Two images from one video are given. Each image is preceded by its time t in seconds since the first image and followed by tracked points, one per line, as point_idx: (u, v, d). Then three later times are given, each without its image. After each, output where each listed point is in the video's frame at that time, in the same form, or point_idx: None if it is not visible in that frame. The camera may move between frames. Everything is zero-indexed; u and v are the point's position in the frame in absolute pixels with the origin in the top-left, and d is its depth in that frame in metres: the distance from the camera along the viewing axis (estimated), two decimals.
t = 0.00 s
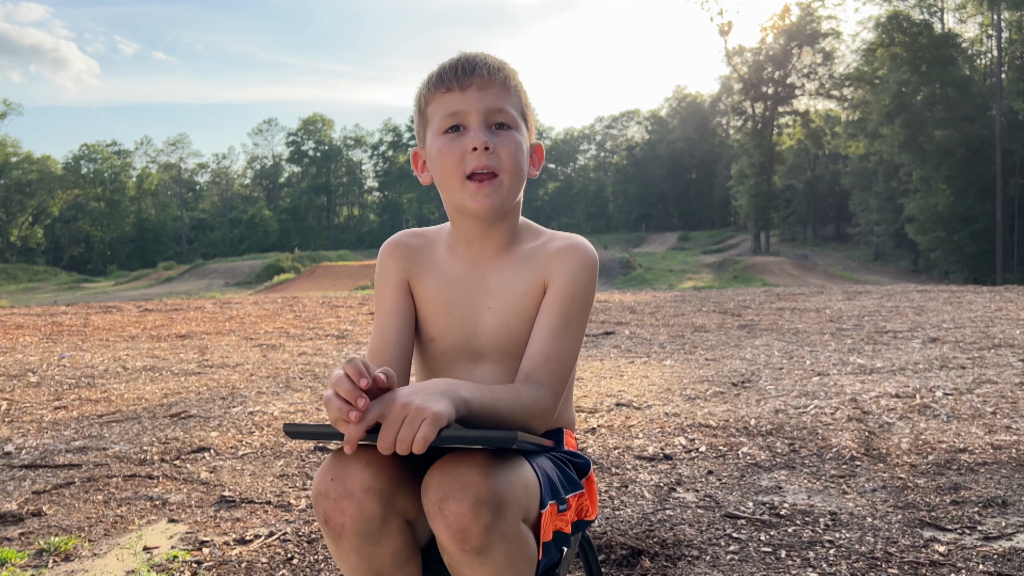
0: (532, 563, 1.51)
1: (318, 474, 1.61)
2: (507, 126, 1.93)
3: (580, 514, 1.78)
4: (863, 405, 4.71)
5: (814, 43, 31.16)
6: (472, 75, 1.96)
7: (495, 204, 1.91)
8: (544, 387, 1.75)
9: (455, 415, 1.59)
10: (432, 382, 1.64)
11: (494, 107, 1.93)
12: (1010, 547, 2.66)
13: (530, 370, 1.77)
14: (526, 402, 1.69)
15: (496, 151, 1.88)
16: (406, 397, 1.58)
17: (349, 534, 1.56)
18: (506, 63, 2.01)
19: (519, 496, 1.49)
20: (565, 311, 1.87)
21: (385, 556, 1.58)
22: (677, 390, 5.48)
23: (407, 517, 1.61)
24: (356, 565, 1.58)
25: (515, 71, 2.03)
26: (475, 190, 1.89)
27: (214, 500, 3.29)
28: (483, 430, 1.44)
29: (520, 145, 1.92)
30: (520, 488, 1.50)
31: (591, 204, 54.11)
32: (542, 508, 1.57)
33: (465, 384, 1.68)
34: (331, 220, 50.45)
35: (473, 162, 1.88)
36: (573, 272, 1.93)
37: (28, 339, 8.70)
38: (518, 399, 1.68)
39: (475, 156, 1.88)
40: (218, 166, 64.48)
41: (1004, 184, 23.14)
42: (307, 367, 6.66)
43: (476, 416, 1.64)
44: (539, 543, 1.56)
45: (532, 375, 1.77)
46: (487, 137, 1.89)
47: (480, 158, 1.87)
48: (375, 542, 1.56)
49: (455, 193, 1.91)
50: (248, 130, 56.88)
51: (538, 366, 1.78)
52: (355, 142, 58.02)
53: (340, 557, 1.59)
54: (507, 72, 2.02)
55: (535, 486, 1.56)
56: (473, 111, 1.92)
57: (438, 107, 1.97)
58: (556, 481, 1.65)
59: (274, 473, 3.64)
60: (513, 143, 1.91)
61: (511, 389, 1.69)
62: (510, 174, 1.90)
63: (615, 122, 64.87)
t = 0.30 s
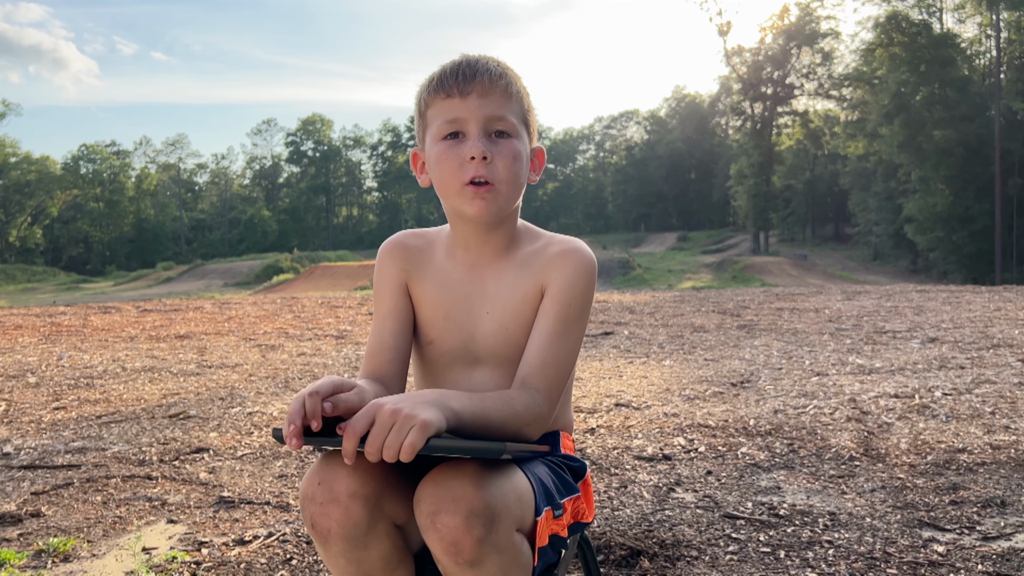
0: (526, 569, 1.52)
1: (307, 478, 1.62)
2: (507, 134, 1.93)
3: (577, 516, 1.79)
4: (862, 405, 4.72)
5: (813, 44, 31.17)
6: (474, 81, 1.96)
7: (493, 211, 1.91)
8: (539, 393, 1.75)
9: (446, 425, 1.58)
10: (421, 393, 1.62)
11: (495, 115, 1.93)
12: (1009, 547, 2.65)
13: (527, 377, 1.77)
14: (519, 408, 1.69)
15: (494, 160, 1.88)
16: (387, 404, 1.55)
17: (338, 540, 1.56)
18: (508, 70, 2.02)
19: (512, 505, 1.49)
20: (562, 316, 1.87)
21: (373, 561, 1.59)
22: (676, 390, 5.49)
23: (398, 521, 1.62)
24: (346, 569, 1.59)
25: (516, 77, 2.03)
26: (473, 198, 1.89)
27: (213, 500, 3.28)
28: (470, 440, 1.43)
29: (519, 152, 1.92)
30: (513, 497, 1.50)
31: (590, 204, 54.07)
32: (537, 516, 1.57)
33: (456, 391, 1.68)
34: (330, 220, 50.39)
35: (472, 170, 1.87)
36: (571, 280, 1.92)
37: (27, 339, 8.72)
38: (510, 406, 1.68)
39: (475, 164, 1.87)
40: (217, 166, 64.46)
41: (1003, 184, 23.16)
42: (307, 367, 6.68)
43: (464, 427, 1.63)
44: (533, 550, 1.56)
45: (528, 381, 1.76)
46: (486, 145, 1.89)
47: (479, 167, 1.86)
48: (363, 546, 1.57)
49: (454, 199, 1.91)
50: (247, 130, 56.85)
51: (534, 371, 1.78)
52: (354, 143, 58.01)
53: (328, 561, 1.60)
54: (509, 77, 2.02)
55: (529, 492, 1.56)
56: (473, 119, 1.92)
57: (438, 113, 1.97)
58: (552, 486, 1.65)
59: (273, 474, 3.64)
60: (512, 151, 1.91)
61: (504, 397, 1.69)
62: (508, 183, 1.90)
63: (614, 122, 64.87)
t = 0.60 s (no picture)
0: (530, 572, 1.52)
1: (306, 482, 1.62)
2: (506, 132, 1.93)
3: (577, 516, 1.79)
4: (861, 404, 4.72)
5: (811, 44, 31.18)
6: (472, 78, 1.95)
7: (493, 209, 1.90)
8: (539, 396, 1.75)
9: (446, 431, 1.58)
10: (423, 396, 1.63)
11: (494, 112, 1.93)
12: (1007, 547, 2.66)
13: (527, 379, 1.77)
14: (519, 410, 1.69)
15: (493, 158, 1.88)
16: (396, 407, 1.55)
17: (338, 543, 1.56)
18: (507, 67, 2.01)
19: (516, 508, 1.49)
20: (562, 318, 1.86)
21: (373, 564, 1.59)
22: (675, 390, 5.49)
23: (397, 523, 1.63)
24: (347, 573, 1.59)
25: (515, 75, 2.03)
26: (472, 196, 1.89)
27: (212, 501, 3.28)
28: (469, 445, 1.42)
29: (518, 150, 1.92)
30: (517, 500, 1.50)
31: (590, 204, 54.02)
32: (541, 516, 1.57)
33: (457, 394, 1.68)
34: (330, 220, 50.33)
35: (470, 169, 1.87)
36: (569, 280, 1.92)
37: (26, 340, 8.73)
38: (512, 408, 1.68)
39: (473, 162, 1.87)
40: (216, 166, 64.45)
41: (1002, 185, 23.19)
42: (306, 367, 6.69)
43: (466, 432, 1.63)
44: (536, 551, 1.56)
45: (529, 383, 1.76)
46: (485, 142, 1.89)
47: (477, 165, 1.87)
48: (362, 550, 1.57)
49: (453, 198, 1.91)
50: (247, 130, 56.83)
51: (534, 372, 1.78)
52: (353, 143, 57.98)
53: (327, 563, 1.60)
54: (508, 75, 2.02)
55: (532, 495, 1.56)
56: (472, 117, 1.92)
57: (437, 111, 1.97)
58: (553, 487, 1.66)
59: (273, 474, 3.64)
60: (512, 149, 1.90)
61: (505, 399, 1.69)
62: (507, 181, 1.89)
63: (613, 122, 64.85)
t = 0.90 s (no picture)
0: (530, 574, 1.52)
1: (303, 483, 1.61)
2: (505, 133, 1.93)
3: (578, 518, 1.79)
4: (861, 405, 4.71)
5: (811, 44, 31.20)
6: (471, 79, 1.95)
7: (491, 211, 1.90)
8: (540, 397, 1.74)
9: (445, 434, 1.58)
10: (422, 399, 1.63)
11: (493, 112, 1.92)
12: (1007, 546, 2.66)
13: (527, 380, 1.77)
14: (519, 413, 1.68)
15: (492, 158, 1.87)
16: (393, 406, 1.56)
17: (335, 545, 1.56)
18: (505, 68, 2.01)
19: (516, 513, 1.49)
20: (562, 320, 1.86)
21: (370, 566, 1.58)
22: (674, 390, 5.49)
23: (395, 526, 1.62)
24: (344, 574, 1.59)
25: (514, 76, 2.02)
26: (470, 196, 1.89)
27: (211, 502, 3.27)
28: (466, 448, 1.42)
29: (517, 151, 1.92)
30: (518, 503, 1.50)
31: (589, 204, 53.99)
32: (542, 518, 1.57)
33: (456, 399, 1.67)
34: (329, 220, 50.27)
35: (468, 169, 1.87)
36: (570, 281, 1.91)
37: (25, 340, 8.74)
38: (512, 411, 1.68)
39: (471, 163, 1.87)
40: (215, 166, 64.43)
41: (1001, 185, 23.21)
42: (305, 367, 6.70)
43: (465, 435, 1.63)
44: (538, 553, 1.56)
45: (529, 385, 1.76)
46: (484, 143, 1.89)
47: (475, 166, 1.87)
48: (360, 551, 1.57)
49: (451, 198, 1.91)
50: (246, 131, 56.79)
51: (535, 374, 1.78)
52: (352, 143, 57.96)
53: (325, 565, 1.59)
54: (507, 76, 2.02)
55: (533, 497, 1.56)
56: (471, 118, 1.92)
57: (436, 112, 1.97)
58: (554, 489, 1.65)
59: (272, 475, 3.63)
60: (511, 149, 1.90)
61: (505, 401, 1.69)
62: (506, 182, 1.89)
63: (612, 122, 64.84)
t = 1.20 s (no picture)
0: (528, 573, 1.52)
1: (297, 480, 1.61)
2: (504, 134, 1.93)
3: (575, 517, 1.79)
4: (860, 405, 4.72)
5: (810, 44, 31.23)
6: (471, 80, 1.96)
7: (488, 212, 1.90)
8: (537, 398, 1.75)
9: (441, 434, 1.59)
10: (417, 398, 1.63)
11: (493, 115, 1.92)
12: (1006, 546, 2.66)
13: (525, 381, 1.77)
14: (517, 414, 1.69)
15: (491, 160, 1.88)
16: (390, 395, 1.58)
17: (328, 542, 1.56)
18: (506, 70, 2.02)
19: (513, 512, 1.49)
20: (560, 321, 1.86)
21: (365, 564, 1.58)
22: (674, 390, 5.50)
23: (389, 524, 1.62)
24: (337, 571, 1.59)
25: (515, 78, 2.03)
26: (468, 198, 1.89)
27: (210, 502, 3.28)
28: (460, 446, 1.42)
29: (517, 152, 1.92)
30: (514, 502, 1.50)
31: (588, 205, 53.99)
32: (538, 518, 1.57)
33: (453, 399, 1.68)
34: (328, 221, 50.34)
35: (467, 170, 1.87)
36: (570, 282, 1.91)
37: (24, 340, 8.73)
38: (509, 411, 1.68)
39: (469, 164, 1.87)
40: (214, 166, 64.41)
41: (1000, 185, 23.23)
42: (304, 367, 6.70)
43: (461, 435, 1.63)
44: (535, 551, 1.56)
45: (527, 386, 1.76)
46: (482, 145, 1.89)
47: (474, 167, 1.87)
48: (354, 550, 1.57)
49: (451, 199, 1.91)
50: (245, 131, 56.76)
51: (532, 375, 1.78)
52: (351, 143, 57.95)
53: (320, 563, 1.60)
54: (509, 77, 2.02)
55: (529, 497, 1.56)
56: (470, 119, 1.92)
57: (435, 113, 1.97)
58: (551, 488, 1.66)
59: (271, 475, 3.63)
60: (510, 151, 1.91)
61: (501, 402, 1.69)
62: (505, 183, 1.89)
63: (611, 122, 64.81)
